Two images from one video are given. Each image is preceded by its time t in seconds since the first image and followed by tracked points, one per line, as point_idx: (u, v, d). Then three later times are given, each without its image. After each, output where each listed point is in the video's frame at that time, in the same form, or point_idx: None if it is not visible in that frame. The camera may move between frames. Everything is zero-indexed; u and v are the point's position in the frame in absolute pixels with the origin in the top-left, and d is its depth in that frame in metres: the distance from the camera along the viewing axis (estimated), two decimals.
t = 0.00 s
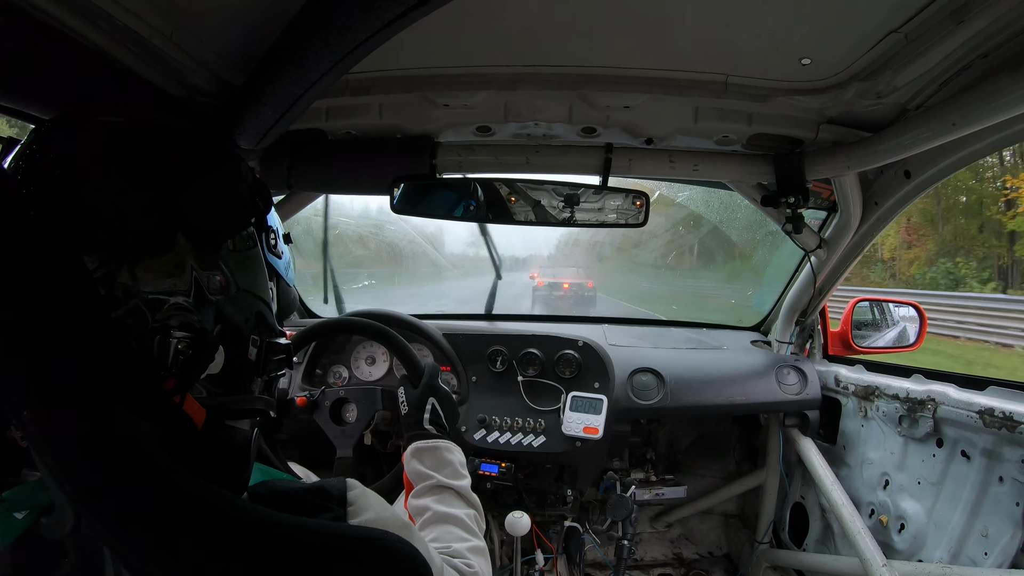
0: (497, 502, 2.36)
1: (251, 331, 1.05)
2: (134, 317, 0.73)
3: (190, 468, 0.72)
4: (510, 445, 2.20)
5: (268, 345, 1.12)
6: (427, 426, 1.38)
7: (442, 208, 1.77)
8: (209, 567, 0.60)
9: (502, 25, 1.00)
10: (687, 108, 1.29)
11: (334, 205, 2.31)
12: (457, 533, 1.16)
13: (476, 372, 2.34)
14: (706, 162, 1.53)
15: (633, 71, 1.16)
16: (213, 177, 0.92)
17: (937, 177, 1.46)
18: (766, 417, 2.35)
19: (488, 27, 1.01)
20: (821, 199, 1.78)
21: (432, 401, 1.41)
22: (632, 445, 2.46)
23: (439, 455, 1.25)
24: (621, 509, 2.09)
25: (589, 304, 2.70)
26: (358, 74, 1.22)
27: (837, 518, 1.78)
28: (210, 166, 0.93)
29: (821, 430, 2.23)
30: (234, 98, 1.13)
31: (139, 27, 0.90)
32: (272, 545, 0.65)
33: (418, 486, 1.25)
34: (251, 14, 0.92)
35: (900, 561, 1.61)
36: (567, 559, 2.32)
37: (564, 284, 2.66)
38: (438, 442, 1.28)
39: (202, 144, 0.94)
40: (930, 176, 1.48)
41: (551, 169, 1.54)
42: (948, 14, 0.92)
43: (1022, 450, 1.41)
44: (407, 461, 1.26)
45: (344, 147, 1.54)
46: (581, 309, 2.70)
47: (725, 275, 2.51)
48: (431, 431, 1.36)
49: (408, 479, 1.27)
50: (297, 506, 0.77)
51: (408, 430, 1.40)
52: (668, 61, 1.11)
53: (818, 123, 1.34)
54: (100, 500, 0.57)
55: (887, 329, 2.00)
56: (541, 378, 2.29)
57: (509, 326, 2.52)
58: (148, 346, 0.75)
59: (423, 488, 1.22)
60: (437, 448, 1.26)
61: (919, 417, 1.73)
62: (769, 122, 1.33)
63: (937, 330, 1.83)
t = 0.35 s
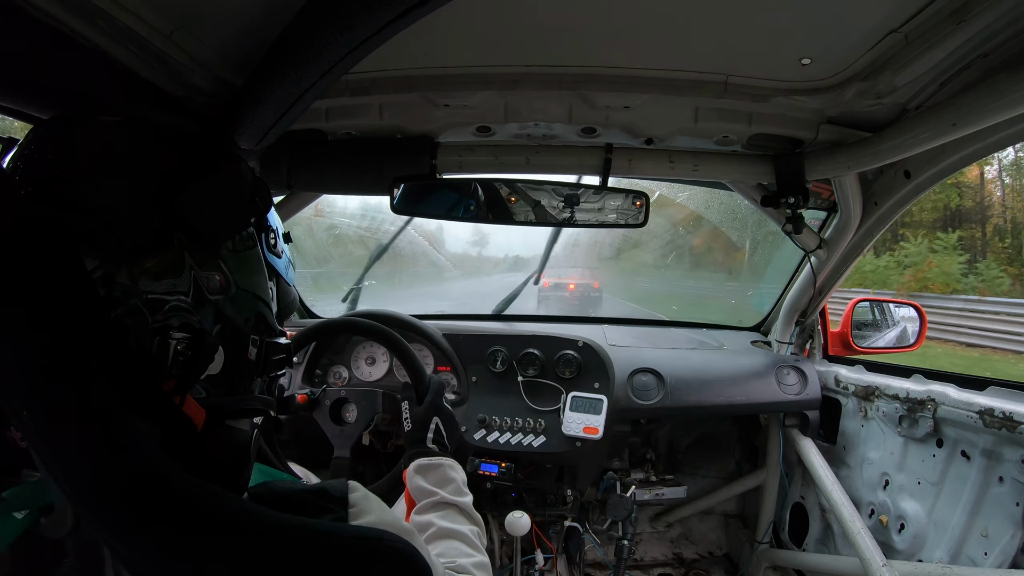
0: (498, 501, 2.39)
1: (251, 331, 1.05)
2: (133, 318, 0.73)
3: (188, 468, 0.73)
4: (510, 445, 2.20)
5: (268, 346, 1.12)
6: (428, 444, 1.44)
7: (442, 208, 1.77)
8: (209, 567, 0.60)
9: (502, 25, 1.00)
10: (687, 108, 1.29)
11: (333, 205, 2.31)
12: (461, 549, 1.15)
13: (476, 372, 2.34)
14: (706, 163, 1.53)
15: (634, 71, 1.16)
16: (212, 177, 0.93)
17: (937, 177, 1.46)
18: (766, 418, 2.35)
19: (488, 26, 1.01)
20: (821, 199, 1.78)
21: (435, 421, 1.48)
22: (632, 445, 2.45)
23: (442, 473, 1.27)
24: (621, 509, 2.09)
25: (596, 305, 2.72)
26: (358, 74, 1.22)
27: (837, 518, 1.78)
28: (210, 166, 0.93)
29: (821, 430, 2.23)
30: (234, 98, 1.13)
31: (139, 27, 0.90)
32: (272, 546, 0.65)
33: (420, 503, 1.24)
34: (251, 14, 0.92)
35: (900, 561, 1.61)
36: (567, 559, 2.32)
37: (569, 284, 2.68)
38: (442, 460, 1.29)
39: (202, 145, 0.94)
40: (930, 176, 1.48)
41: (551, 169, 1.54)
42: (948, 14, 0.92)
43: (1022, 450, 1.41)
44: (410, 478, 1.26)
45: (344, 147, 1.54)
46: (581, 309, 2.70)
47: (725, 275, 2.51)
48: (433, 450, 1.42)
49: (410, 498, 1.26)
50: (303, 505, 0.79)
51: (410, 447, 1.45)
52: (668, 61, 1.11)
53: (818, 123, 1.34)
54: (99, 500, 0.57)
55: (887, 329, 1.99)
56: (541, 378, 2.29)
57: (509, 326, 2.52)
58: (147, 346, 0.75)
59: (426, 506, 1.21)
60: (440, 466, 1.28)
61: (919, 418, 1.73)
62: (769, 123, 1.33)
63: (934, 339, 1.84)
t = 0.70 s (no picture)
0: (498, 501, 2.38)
1: (251, 331, 1.05)
2: (134, 318, 0.72)
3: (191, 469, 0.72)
4: (510, 445, 2.20)
5: (268, 346, 1.12)
6: (426, 449, 1.45)
7: (442, 208, 1.77)
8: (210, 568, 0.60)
9: (502, 25, 1.00)
10: (687, 108, 1.29)
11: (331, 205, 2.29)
12: (457, 554, 1.15)
13: (476, 372, 2.34)
14: (706, 162, 1.53)
15: (634, 71, 1.15)
16: (212, 176, 0.93)
17: (937, 177, 1.46)
18: (766, 418, 2.35)
19: (487, 26, 1.01)
20: (821, 199, 1.78)
21: (435, 428, 1.49)
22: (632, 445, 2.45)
23: (440, 479, 1.27)
24: (620, 509, 2.08)
25: (603, 304, 2.74)
26: (358, 73, 1.22)
27: (837, 518, 1.78)
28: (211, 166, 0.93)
29: (821, 430, 2.23)
30: (233, 98, 1.13)
31: (139, 27, 0.89)
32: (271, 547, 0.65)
33: (417, 509, 1.24)
34: (251, 14, 0.92)
35: (900, 561, 1.61)
36: (567, 559, 2.32)
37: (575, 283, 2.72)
38: (439, 467, 1.30)
39: (202, 143, 0.93)
40: (930, 176, 1.48)
41: (551, 169, 1.54)
42: (948, 14, 0.92)
43: (1022, 450, 1.41)
44: (408, 483, 1.26)
45: (344, 147, 1.54)
46: (582, 309, 2.71)
47: (725, 275, 2.51)
48: (432, 456, 1.43)
49: (408, 504, 1.26)
50: (304, 504, 0.79)
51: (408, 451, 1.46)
52: (668, 60, 1.11)
53: (818, 123, 1.34)
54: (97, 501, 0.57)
55: (887, 329, 2.00)
56: (541, 378, 2.30)
57: (510, 326, 2.52)
58: (149, 346, 0.74)
59: (424, 511, 1.20)
60: (438, 472, 1.29)
61: (919, 418, 1.73)
62: (769, 122, 1.32)
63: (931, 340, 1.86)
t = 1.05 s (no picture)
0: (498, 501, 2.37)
1: (250, 331, 1.06)
2: (134, 317, 0.72)
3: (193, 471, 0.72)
4: (510, 445, 2.20)
5: (268, 347, 1.12)
6: (427, 451, 1.44)
7: (442, 208, 1.77)
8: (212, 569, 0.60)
9: (502, 25, 1.00)
10: (687, 108, 1.29)
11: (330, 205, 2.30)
12: (456, 554, 1.14)
13: (476, 372, 2.34)
14: (706, 162, 1.53)
15: (634, 71, 1.15)
16: (212, 178, 0.93)
17: (937, 177, 1.46)
18: (766, 417, 2.35)
19: (488, 26, 1.01)
20: (821, 199, 1.78)
21: (435, 427, 1.49)
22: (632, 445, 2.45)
23: (439, 478, 1.27)
24: (621, 509, 2.08)
25: (605, 304, 2.71)
26: (358, 74, 1.22)
27: (837, 518, 1.78)
28: (211, 167, 0.93)
29: (821, 430, 2.23)
30: (233, 98, 1.13)
31: (139, 27, 0.89)
32: (272, 547, 0.65)
33: (416, 508, 1.24)
34: (251, 14, 0.92)
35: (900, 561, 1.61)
36: (567, 559, 2.32)
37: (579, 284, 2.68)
38: (439, 467, 1.30)
39: (202, 145, 0.94)
40: (930, 176, 1.48)
41: (551, 169, 1.54)
42: (948, 14, 0.92)
43: (1022, 450, 1.41)
44: (407, 483, 1.26)
45: (344, 147, 1.54)
46: (582, 310, 2.71)
47: (725, 274, 2.51)
48: (432, 456, 1.42)
49: (407, 503, 1.26)
50: (304, 505, 0.79)
51: (407, 451, 1.46)
52: (669, 61, 1.11)
53: (818, 123, 1.34)
54: (98, 502, 0.57)
55: (887, 329, 2.00)
56: (542, 378, 2.30)
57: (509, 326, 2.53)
58: (149, 347, 0.74)
59: (422, 510, 1.21)
60: (437, 472, 1.29)
61: (919, 417, 1.73)
62: (769, 122, 1.32)
63: (933, 342, 1.88)
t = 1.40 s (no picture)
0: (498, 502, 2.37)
1: (250, 331, 1.06)
2: (133, 317, 0.72)
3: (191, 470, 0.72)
4: (510, 445, 2.20)
5: (268, 346, 1.12)
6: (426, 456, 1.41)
7: (442, 208, 1.77)
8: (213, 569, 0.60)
9: (502, 25, 1.00)
10: (687, 108, 1.29)
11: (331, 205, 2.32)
12: (456, 558, 1.14)
13: (476, 372, 2.34)
14: (706, 162, 1.53)
15: (633, 71, 1.15)
16: (212, 178, 0.93)
17: (937, 177, 1.46)
18: (766, 417, 2.35)
19: (488, 26, 1.01)
20: (821, 199, 1.78)
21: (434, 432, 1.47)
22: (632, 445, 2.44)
23: (437, 483, 1.28)
24: (620, 509, 2.08)
25: (607, 304, 2.73)
26: (358, 74, 1.22)
27: (837, 518, 1.78)
28: (211, 167, 0.93)
29: (821, 430, 2.23)
30: (234, 98, 1.13)
31: (139, 27, 0.89)
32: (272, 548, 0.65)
33: (415, 513, 1.23)
34: (252, 14, 0.92)
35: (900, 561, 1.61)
36: (567, 559, 2.32)
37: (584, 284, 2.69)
38: (437, 472, 1.30)
39: (202, 145, 0.94)
40: (930, 176, 1.48)
41: (551, 169, 1.54)
42: (948, 14, 0.92)
43: (1022, 450, 1.41)
44: (406, 489, 1.26)
45: (344, 147, 1.54)
46: (582, 310, 2.71)
47: (725, 274, 2.50)
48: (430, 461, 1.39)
49: (405, 508, 1.26)
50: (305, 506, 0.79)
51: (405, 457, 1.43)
52: (669, 60, 1.11)
53: (818, 124, 1.34)
54: (97, 501, 0.57)
55: (887, 329, 1.99)
56: (541, 378, 2.30)
57: (510, 326, 2.53)
58: (148, 347, 0.73)
59: (422, 515, 1.20)
60: (435, 477, 1.29)
61: (919, 418, 1.73)
62: (769, 122, 1.32)
63: (933, 342, 1.85)
